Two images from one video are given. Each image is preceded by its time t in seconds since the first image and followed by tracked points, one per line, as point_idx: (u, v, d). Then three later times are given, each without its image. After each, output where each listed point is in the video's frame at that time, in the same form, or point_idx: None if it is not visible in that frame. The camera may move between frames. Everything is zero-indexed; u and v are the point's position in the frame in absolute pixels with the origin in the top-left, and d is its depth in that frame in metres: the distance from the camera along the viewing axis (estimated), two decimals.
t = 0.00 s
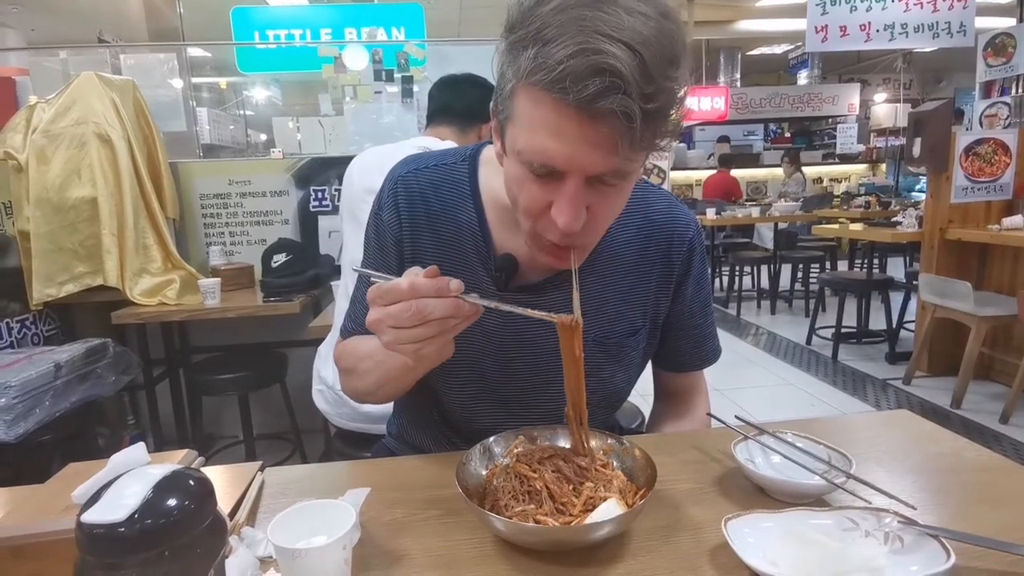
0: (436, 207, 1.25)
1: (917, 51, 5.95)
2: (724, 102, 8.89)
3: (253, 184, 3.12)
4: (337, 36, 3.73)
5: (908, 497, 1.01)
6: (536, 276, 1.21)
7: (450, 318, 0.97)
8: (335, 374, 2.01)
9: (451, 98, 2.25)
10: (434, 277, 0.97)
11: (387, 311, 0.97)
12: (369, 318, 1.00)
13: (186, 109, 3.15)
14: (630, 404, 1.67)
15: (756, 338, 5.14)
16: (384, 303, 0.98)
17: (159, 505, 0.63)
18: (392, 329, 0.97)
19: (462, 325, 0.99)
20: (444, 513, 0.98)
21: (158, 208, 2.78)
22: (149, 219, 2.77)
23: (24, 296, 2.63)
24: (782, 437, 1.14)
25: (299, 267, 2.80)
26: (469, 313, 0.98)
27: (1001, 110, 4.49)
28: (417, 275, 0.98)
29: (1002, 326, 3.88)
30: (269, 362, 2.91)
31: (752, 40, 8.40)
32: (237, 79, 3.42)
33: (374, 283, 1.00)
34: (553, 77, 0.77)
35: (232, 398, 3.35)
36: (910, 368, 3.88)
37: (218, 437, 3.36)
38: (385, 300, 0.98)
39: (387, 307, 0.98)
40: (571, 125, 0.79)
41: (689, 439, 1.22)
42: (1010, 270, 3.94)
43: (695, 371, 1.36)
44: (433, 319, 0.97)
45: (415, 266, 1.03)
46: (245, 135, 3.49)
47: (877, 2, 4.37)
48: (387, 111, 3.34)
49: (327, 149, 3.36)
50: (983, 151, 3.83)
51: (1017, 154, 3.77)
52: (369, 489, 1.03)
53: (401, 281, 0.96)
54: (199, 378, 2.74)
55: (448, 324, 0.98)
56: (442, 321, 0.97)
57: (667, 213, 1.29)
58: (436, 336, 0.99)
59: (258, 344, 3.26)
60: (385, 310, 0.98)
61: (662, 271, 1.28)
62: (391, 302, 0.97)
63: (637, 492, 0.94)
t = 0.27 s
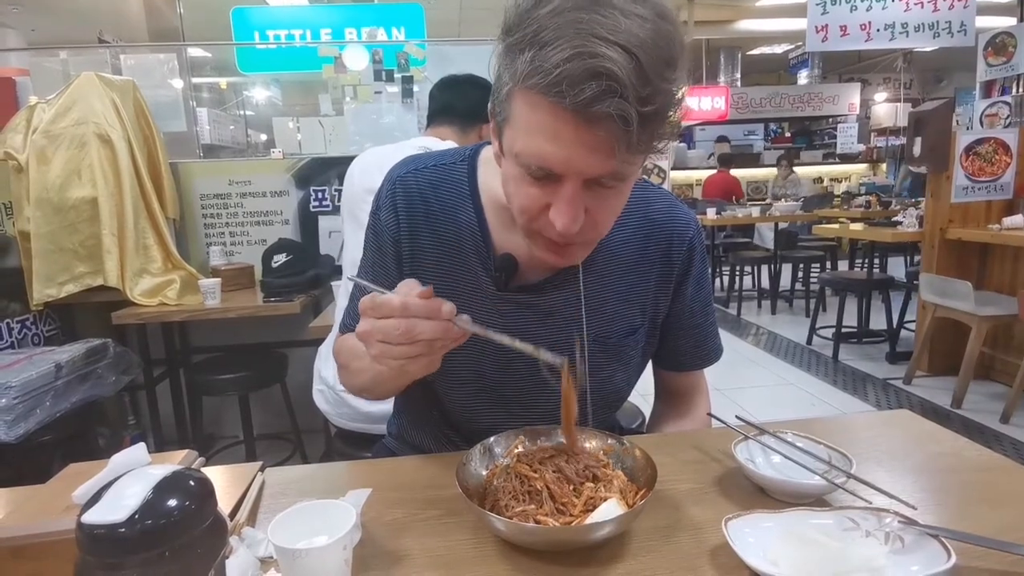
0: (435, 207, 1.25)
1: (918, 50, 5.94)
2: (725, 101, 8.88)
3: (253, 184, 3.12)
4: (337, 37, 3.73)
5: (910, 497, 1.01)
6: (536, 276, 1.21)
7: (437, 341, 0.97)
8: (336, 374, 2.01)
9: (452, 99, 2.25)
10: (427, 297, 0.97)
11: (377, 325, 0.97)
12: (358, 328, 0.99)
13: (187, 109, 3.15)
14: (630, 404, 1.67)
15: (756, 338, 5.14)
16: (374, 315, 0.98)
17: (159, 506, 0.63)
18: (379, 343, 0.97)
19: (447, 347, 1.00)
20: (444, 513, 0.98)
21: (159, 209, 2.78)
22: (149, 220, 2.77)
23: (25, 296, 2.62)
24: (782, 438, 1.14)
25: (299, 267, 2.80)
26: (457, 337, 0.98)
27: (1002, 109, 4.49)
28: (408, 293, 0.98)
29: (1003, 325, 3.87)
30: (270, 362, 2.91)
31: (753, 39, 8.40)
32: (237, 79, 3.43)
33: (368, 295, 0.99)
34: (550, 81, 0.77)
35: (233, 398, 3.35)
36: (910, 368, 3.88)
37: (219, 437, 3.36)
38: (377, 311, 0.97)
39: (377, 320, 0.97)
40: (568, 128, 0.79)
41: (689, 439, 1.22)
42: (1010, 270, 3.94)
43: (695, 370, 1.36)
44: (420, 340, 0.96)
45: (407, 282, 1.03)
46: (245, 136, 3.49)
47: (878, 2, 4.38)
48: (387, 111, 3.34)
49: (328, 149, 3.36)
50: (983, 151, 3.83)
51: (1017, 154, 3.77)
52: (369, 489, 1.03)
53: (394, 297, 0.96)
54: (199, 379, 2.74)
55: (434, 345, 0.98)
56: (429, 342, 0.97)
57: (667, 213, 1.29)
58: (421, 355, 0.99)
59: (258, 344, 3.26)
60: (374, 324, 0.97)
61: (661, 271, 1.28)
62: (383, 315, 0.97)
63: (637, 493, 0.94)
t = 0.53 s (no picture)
0: (434, 208, 1.25)
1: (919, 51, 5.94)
2: (725, 101, 8.88)
3: (253, 184, 3.12)
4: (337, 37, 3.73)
5: (910, 497, 1.01)
6: (535, 276, 1.21)
7: (439, 343, 0.96)
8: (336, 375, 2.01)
9: (452, 99, 2.25)
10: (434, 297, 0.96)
11: (377, 323, 0.96)
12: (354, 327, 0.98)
13: (188, 109, 3.15)
14: (630, 404, 1.67)
15: (757, 338, 5.14)
16: (374, 314, 0.97)
17: (160, 506, 0.63)
18: (376, 343, 0.96)
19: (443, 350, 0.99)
20: (444, 513, 0.98)
21: (159, 210, 2.78)
22: (149, 220, 2.77)
23: (25, 295, 2.63)
24: (783, 438, 1.14)
25: (299, 268, 2.80)
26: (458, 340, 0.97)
27: (1003, 109, 4.49)
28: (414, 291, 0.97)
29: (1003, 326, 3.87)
30: (270, 362, 2.91)
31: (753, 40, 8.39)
32: (238, 79, 3.40)
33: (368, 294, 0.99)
34: (547, 77, 0.78)
35: (234, 398, 3.35)
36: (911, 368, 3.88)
37: (219, 437, 3.36)
38: (378, 311, 0.97)
39: (376, 319, 0.96)
40: (565, 124, 0.79)
41: (689, 439, 1.22)
42: (1011, 270, 3.93)
43: (696, 371, 1.36)
44: (422, 340, 0.96)
45: (406, 282, 1.03)
46: (246, 137, 3.43)
47: (878, 2, 4.38)
48: (387, 111, 3.34)
49: (328, 149, 3.36)
50: (984, 151, 3.84)
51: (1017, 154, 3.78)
52: (369, 490, 1.03)
53: (399, 297, 0.96)
54: (199, 379, 2.74)
55: (434, 346, 0.97)
56: (428, 343, 0.97)
57: (668, 213, 1.30)
58: (420, 355, 0.99)
59: (258, 344, 3.26)
60: (373, 323, 0.96)
61: (661, 271, 1.28)
62: (382, 314, 0.96)
63: (638, 493, 0.94)
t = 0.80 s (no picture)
0: (433, 208, 1.24)
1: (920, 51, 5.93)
2: (725, 102, 8.88)
3: (254, 184, 3.12)
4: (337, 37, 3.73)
5: (911, 498, 1.01)
6: (533, 277, 1.21)
7: (482, 312, 0.96)
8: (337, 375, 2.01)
9: (453, 99, 2.25)
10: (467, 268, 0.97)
11: (419, 304, 0.96)
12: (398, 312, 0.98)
13: (188, 109, 3.15)
14: (630, 404, 1.67)
15: (757, 338, 5.15)
16: (415, 296, 0.97)
17: (161, 506, 0.63)
18: (424, 322, 0.96)
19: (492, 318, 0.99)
20: (444, 513, 0.98)
21: (159, 210, 2.78)
22: (150, 220, 2.77)
23: (25, 295, 2.63)
24: (783, 438, 1.14)
25: (299, 268, 2.80)
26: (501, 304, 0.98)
27: (1003, 110, 4.49)
28: (451, 268, 0.98)
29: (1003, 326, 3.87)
30: (270, 362, 2.91)
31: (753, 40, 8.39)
32: (238, 79, 3.40)
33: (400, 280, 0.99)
34: (538, 81, 0.78)
35: (234, 398, 3.35)
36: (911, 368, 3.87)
37: (219, 437, 3.36)
38: (418, 295, 0.96)
39: (417, 301, 0.96)
40: (558, 127, 0.79)
41: (690, 440, 1.22)
42: (1011, 270, 3.93)
43: (695, 370, 1.37)
44: (468, 312, 0.96)
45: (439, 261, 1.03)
46: (246, 137, 3.43)
47: (878, 2, 4.38)
48: (387, 112, 3.34)
49: (328, 149, 3.36)
50: (984, 151, 3.84)
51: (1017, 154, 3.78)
52: (370, 490, 1.03)
53: (435, 272, 0.95)
54: (199, 379, 2.74)
55: (480, 317, 0.97)
56: (476, 313, 0.97)
57: (666, 212, 1.30)
58: (463, 330, 0.98)
59: (258, 344, 3.26)
60: (415, 304, 0.96)
61: (660, 271, 1.28)
62: (421, 296, 0.96)
63: (638, 493, 0.94)
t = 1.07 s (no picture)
0: (436, 206, 1.24)
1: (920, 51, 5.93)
2: (725, 101, 8.87)
3: (254, 183, 3.12)
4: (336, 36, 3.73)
5: (911, 497, 1.01)
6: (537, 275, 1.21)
7: (468, 312, 0.96)
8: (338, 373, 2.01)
9: (453, 98, 2.25)
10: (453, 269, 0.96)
11: (405, 304, 0.95)
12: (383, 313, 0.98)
13: (188, 108, 3.15)
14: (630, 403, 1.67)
15: (757, 337, 5.15)
16: (402, 297, 0.96)
17: (160, 505, 0.63)
18: (410, 324, 0.96)
19: (479, 317, 0.99)
20: (444, 512, 0.98)
21: (159, 208, 2.78)
22: (150, 219, 2.77)
23: (25, 294, 2.63)
24: (784, 437, 1.13)
25: (299, 267, 2.80)
26: (487, 306, 0.97)
27: (1003, 109, 4.49)
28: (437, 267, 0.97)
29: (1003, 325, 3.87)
30: (270, 361, 2.91)
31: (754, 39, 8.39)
32: (238, 78, 3.42)
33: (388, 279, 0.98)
34: (547, 76, 0.77)
35: (234, 397, 3.35)
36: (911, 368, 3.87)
37: (219, 436, 3.36)
38: (403, 295, 0.95)
39: (404, 301, 0.96)
40: (567, 122, 0.79)
41: (691, 439, 1.21)
42: (1012, 269, 3.93)
43: (697, 368, 1.36)
44: (453, 313, 0.95)
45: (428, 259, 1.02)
46: (246, 135, 3.49)
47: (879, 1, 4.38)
48: (387, 110, 3.34)
49: (328, 148, 3.35)
50: (985, 150, 3.84)
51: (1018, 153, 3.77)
52: (371, 489, 1.02)
53: (421, 273, 0.94)
54: (199, 378, 2.73)
55: (467, 317, 0.97)
56: (462, 313, 0.96)
57: (667, 210, 1.30)
58: (450, 330, 0.98)
59: (259, 343, 3.26)
60: (402, 305, 0.96)
61: (662, 269, 1.28)
62: (408, 296, 0.95)
63: (639, 492, 0.94)
